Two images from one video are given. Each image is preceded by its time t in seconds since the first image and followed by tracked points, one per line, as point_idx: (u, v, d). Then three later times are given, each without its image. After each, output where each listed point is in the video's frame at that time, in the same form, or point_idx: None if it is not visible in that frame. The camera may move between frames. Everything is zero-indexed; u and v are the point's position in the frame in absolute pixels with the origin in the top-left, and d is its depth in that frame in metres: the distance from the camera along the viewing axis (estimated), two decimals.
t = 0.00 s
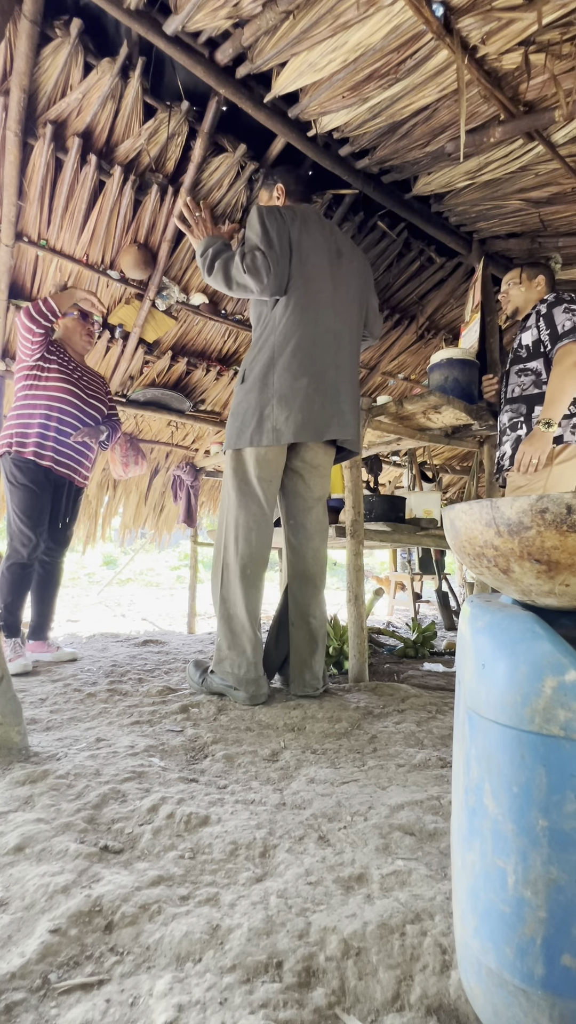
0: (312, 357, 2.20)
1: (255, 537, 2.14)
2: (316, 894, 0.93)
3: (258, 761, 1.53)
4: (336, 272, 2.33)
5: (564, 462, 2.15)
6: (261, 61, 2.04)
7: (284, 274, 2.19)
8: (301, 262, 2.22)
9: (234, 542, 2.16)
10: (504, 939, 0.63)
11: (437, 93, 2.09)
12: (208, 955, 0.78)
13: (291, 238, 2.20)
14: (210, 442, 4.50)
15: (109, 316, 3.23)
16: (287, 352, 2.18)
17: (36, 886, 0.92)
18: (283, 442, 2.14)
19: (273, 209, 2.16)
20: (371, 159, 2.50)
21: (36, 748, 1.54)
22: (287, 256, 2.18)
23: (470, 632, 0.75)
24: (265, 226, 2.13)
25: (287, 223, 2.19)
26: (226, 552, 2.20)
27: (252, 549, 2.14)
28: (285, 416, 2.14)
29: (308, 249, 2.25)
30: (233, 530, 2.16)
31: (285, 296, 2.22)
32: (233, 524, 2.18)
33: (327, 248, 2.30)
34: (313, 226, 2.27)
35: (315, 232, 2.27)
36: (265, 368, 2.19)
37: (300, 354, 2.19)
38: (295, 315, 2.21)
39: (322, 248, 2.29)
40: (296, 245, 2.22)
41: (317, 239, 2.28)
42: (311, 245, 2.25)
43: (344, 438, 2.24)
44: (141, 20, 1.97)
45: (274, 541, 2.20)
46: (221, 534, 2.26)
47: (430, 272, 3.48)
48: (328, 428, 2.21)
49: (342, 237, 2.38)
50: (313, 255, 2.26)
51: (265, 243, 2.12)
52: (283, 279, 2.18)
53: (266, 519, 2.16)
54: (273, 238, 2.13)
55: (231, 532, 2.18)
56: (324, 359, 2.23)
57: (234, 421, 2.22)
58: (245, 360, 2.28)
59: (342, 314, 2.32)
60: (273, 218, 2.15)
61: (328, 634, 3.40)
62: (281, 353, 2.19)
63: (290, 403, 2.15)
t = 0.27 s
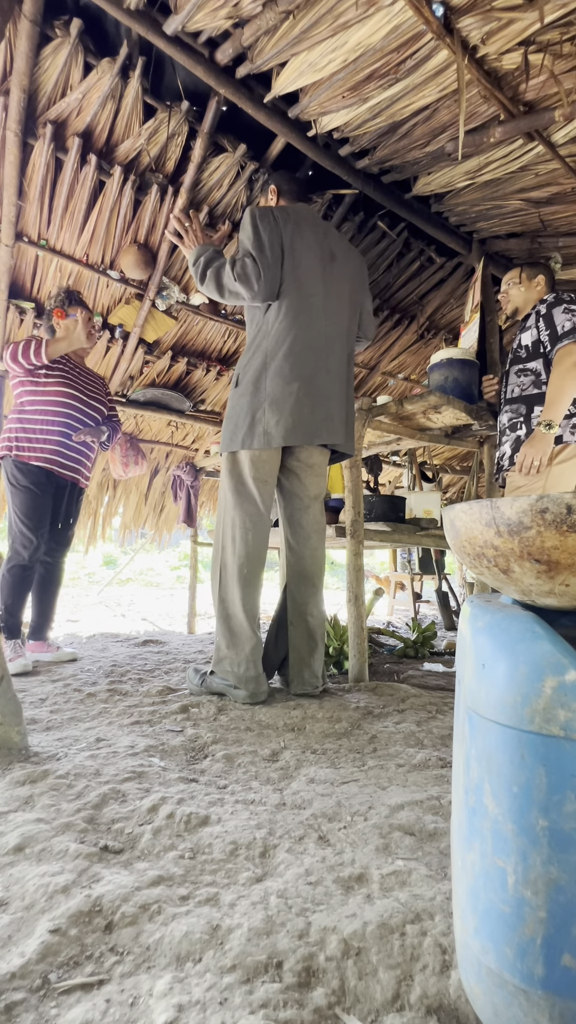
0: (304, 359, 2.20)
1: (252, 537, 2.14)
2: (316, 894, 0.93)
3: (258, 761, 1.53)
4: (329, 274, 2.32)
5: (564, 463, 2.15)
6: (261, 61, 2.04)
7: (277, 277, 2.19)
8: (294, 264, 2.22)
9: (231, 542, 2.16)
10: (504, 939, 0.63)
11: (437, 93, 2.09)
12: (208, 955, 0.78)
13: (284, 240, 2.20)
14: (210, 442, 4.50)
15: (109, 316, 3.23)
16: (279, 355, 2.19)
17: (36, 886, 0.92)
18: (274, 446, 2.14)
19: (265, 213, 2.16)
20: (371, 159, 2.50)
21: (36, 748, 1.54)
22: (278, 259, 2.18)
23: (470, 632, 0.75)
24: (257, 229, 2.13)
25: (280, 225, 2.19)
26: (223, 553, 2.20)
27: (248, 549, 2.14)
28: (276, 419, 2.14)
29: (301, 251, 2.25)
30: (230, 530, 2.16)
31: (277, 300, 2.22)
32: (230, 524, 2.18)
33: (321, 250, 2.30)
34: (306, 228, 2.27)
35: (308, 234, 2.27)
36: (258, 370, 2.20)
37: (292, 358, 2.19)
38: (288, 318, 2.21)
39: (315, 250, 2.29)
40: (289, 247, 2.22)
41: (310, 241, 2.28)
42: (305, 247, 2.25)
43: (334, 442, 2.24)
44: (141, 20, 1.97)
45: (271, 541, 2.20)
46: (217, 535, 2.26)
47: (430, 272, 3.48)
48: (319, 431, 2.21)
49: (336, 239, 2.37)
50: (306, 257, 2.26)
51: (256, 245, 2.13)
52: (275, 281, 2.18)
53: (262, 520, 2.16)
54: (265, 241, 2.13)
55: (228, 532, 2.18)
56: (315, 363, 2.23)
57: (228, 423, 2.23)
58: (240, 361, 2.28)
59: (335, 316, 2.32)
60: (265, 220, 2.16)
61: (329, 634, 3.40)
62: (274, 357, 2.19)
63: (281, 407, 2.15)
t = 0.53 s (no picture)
0: (299, 357, 2.21)
1: (251, 537, 2.15)
2: (316, 894, 0.93)
3: (258, 761, 1.53)
4: (321, 273, 2.34)
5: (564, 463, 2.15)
6: (260, 61, 2.04)
7: (271, 276, 2.19)
8: (287, 263, 2.23)
9: (230, 542, 2.15)
10: (504, 939, 0.63)
11: (437, 93, 2.09)
12: (208, 955, 0.78)
13: (277, 239, 2.21)
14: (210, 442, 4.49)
15: (109, 316, 3.23)
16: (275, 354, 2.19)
17: (36, 885, 0.92)
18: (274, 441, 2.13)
19: (258, 213, 2.17)
20: (371, 159, 2.50)
21: (36, 748, 1.54)
22: (272, 257, 2.18)
23: (470, 632, 0.75)
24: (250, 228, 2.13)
25: (273, 224, 2.20)
26: (221, 553, 2.20)
27: (247, 549, 2.14)
28: (274, 414, 2.13)
29: (294, 250, 2.25)
30: (228, 530, 2.16)
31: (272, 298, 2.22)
32: (228, 525, 2.18)
33: (313, 249, 2.31)
34: (298, 228, 2.28)
35: (300, 234, 2.28)
36: (254, 369, 2.19)
37: (289, 354, 2.18)
38: (283, 316, 2.21)
39: (308, 249, 2.29)
40: (283, 247, 2.22)
41: (303, 241, 2.29)
42: (298, 246, 2.26)
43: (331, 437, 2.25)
44: (141, 20, 1.97)
45: (270, 541, 2.20)
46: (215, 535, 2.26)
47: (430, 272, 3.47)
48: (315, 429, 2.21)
49: (327, 239, 2.39)
50: (299, 256, 2.27)
51: (251, 245, 2.13)
52: (269, 280, 2.18)
53: (261, 520, 2.16)
54: (259, 240, 2.14)
55: (226, 532, 2.18)
56: (310, 360, 2.23)
57: (225, 423, 2.22)
58: (235, 361, 2.28)
59: (327, 314, 2.33)
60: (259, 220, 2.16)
61: (329, 634, 3.40)
62: (271, 354, 2.18)
63: (279, 402, 2.13)
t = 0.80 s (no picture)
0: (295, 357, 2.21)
1: (250, 537, 2.14)
2: (316, 894, 0.93)
3: (258, 761, 1.53)
4: (316, 273, 2.34)
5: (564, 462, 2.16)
6: (260, 61, 2.04)
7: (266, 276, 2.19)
8: (282, 263, 2.23)
9: (228, 542, 2.15)
10: (504, 939, 0.63)
11: (437, 93, 2.09)
12: (208, 955, 0.78)
13: (272, 240, 2.21)
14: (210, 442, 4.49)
15: (109, 316, 3.23)
16: (272, 353, 2.18)
17: (36, 885, 0.92)
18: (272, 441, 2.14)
19: (254, 213, 2.18)
20: (371, 159, 2.50)
21: (36, 748, 1.54)
22: (266, 258, 2.19)
23: (470, 632, 0.75)
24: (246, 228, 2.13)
25: (267, 224, 2.20)
26: (220, 553, 2.20)
27: (246, 549, 2.14)
28: (272, 413, 2.13)
29: (288, 250, 2.26)
30: (227, 530, 2.16)
31: (267, 298, 2.22)
32: (226, 524, 2.18)
33: (307, 250, 2.32)
34: (292, 228, 2.28)
35: (294, 234, 2.29)
36: (251, 369, 2.19)
37: (286, 355, 2.19)
38: (279, 316, 2.21)
39: (303, 249, 2.30)
40: (277, 247, 2.22)
41: (297, 241, 2.29)
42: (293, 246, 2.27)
43: (330, 436, 2.25)
44: (141, 20, 1.97)
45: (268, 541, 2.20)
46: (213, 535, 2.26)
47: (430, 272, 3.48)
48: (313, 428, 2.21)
49: (320, 239, 2.39)
50: (294, 256, 2.27)
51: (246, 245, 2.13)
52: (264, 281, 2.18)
53: (259, 520, 2.16)
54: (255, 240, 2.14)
55: (224, 532, 2.18)
56: (307, 359, 2.24)
57: (221, 424, 2.22)
58: (231, 361, 2.27)
59: (322, 314, 2.34)
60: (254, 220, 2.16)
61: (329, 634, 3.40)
62: (268, 355, 2.18)
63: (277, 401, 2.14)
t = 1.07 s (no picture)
0: (291, 359, 2.21)
1: (247, 537, 2.14)
2: (316, 894, 0.93)
3: (258, 761, 1.53)
4: (311, 275, 2.34)
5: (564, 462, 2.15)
6: (260, 61, 2.04)
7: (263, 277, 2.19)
8: (279, 264, 2.23)
9: (226, 543, 2.15)
10: (503, 939, 0.63)
11: (437, 93, 2.09)
12: (208, 955, 0.78)
13: (269, 241, 2.21)
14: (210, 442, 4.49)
15: (109, 316, 3.23)
16: (268, 355, 2.18)
17: (36, 885, 0.92)
18: (266, 444, 2.14)
19: (251, 213, 2.17)
20: (371, 159, 2.50)
21: (36, 748, 1.54)
22: (264, 260, 2.18)
23: (470, 632, 0.75)
24: (243, 229, 2.13)
25: (264, 225, 2.20)
26: (217, 554, 2.19)
27: (243, 549, 2.14)
28: (267, 416, 2.13)
29: (285, 252, 2.26)
30: (224, 531, 2.15)
31: (264, 300, 2.22)
32: (224, 525, 2.17)
33: (304, 251, 2.32)
34: (289, 230, 2.28)
35: (291, 236, 2.28)
36: (246, 370, 2.19)
37: (281, 357, 2.18)
38: (275, 318, 2.21)
39: (299, 251, 2.30)
40: (274, 248, 2.22)
41: (294, 243, 2.29)
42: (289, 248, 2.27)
43: (324, 439, 2.25)
44: (141, 20, 1.97)
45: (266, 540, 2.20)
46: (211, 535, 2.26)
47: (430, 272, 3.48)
48: (308, 430, 2.22)
49: (316, 241, 2.39)
50: (291, 258, 2.27)
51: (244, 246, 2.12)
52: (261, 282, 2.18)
53: (257, 519, 2.16)
54: (252, 241, 2.13)
55: (222, 533, 2.17)
56: (302, 362, 2.24)
57: (217, 425, 2.21)
58: (227, 362, 2.27)
59: (318, 316, 2.34)
60: (251, 221, 2.16)
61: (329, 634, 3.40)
62: (262, 357, 2.18)
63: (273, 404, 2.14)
